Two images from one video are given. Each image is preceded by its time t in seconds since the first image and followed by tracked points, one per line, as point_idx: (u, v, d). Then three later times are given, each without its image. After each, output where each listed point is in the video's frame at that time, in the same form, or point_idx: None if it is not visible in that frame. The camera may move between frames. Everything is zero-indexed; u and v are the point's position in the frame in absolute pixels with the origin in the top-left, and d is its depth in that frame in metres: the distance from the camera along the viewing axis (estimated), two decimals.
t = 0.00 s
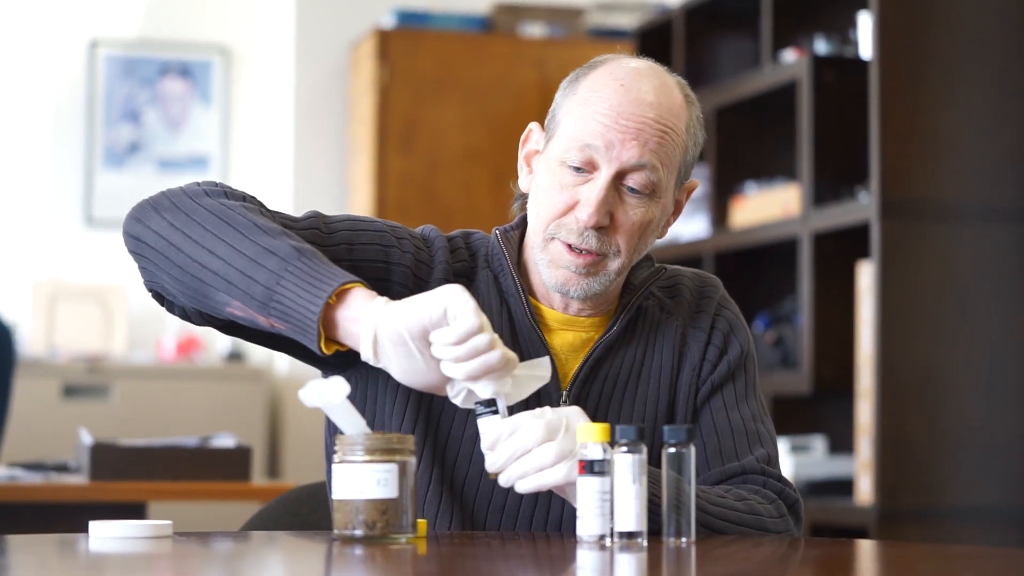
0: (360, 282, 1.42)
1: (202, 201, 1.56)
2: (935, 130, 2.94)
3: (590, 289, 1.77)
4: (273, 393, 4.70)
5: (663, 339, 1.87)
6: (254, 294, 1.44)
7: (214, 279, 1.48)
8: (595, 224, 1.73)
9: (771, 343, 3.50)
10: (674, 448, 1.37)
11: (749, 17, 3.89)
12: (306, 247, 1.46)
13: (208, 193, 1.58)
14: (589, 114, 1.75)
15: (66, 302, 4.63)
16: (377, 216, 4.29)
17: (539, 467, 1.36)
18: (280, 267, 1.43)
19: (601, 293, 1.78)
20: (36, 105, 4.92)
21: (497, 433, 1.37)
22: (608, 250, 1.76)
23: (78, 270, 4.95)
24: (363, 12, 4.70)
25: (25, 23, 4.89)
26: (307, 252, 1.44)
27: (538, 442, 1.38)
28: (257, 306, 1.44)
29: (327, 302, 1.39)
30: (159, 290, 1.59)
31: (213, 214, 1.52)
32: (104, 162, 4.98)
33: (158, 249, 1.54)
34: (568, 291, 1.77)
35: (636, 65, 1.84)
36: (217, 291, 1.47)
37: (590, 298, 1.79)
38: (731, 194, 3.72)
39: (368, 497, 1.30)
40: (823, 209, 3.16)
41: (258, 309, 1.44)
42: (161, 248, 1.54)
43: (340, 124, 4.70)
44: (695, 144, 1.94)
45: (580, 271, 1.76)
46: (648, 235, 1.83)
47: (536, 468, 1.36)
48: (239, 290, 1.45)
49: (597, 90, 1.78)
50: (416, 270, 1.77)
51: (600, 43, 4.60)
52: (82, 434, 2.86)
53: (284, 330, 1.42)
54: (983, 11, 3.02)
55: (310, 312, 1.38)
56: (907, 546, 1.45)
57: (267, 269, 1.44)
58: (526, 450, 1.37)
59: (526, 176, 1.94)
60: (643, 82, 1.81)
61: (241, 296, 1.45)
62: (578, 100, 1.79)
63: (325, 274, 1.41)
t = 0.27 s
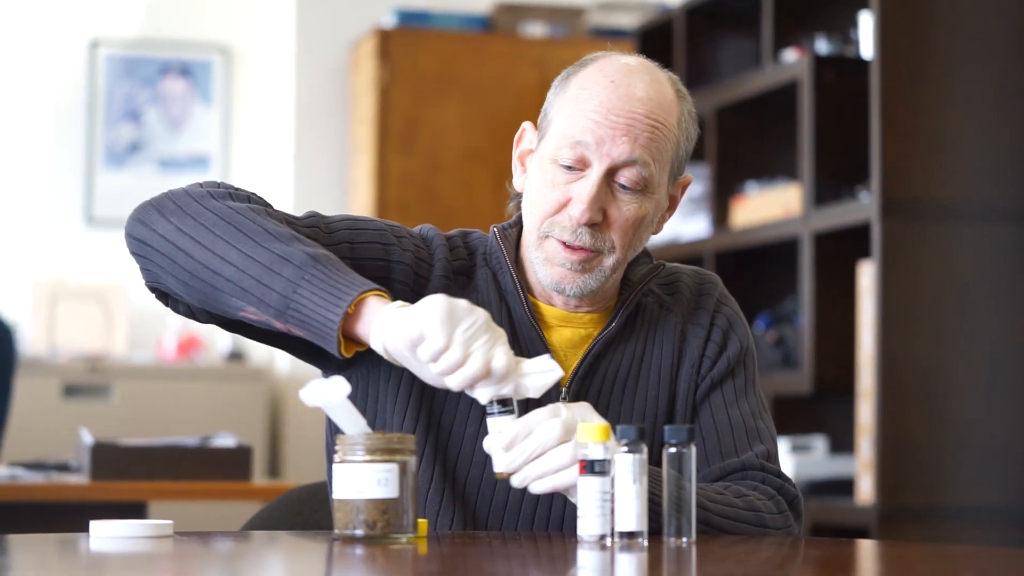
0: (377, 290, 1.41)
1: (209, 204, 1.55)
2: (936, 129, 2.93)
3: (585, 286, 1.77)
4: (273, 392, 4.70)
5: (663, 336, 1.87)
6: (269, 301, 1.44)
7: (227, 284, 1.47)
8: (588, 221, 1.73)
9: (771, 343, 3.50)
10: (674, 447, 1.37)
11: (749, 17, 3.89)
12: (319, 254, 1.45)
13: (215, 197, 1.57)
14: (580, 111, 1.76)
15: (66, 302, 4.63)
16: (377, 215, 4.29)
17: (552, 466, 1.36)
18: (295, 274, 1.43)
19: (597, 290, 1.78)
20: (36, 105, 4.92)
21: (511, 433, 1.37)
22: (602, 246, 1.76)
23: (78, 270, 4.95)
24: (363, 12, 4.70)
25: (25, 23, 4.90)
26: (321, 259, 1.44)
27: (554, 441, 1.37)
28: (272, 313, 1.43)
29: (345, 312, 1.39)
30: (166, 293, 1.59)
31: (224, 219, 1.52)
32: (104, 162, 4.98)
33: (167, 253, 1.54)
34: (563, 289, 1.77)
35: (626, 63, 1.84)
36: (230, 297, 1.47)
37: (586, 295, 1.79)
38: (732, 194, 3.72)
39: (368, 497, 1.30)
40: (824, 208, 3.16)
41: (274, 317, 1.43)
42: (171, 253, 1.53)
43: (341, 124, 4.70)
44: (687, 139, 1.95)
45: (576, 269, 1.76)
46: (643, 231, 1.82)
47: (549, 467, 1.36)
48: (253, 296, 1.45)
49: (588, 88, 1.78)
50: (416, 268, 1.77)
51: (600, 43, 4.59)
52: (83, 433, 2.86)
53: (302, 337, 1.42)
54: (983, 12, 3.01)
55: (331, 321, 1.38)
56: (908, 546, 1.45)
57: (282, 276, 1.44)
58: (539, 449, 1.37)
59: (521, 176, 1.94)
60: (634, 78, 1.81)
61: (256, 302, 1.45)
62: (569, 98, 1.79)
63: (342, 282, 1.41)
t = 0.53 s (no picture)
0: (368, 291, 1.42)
1: (205, 207, 1.56)
2: (936, 129, 2.93)
3: (580, 286, 1.78)
4: (273, 392, 4.69)
5: (660, 335, 1.87)
6: (262, 304, 1.43)
7: (221, 287, 1.47)
8: (579, 221, 1.73)
9: (772, 343, 3.50)
10: (675, 447, 1.37)
11: (750, 17, 3.89)
12: (313, 257, 1.45)
13: (211, 200, 1.58)
14: (569, 111, 1.75)
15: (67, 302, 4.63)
16: (378, 215, 4.30)
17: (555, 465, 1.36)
18: (288, 278, 1.43)
19: (592, 289, 1.79)
20: (37, 105, 4.92)
21: (507, 436, 1.34)
22: (596, 245, 1.76)
23: (79, 269, 4.95)
24: (363, 11, 4.70)
25: (25, 23, 4.90)
26: (314, 262, 1.44)
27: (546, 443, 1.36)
28: (265, 316, 1.43)
29: (337, 315, 1.39)
30: (161, 294, 1.59)
31: (220, 223, 1.52)
32: (105, 162, 4.98)
33: (161, 255, 1.54)
34: (557, 290, 1.78)
35: (617, 60, 1.83)
36: (224, 300, 1.47)
37: (581, 295, 1.80)
38: (732, 194, 3.72)
39: (369, 496, 1.30)
40: (824, 208, 3.16)
41: (267, 320, 1.43)
42: (164, 256, 1.53)
43: (341, 124, 4.69)
44: (679, 136, 1.94)
45: (570, 269, 1.76)
46: (637, 229, 1.82)
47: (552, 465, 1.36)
48: (246, 300, 1.45)
49: (577, 87, 1.78)
50: (414, 269, 1.77)
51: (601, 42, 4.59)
52: (83, 433, 2.86)
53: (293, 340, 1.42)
54: (984, 11, 3.01)
55: (321, 324, 1.38)
56: (907, 546, 1.45)
57: (274, 280, 1.43)
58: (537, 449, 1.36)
59: (514, 176, 1.94)
60: (624, 76, 1.80)
61: (248, 306, 1.45)
62: (559, 98, 1.79)
63: (335, 284, 1.41)
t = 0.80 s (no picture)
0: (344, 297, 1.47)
1: (172, 257, 1.57)
2: (936, 129, 2.94)
3: (577, 285, 1.78)
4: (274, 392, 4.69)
5: (659, 330, 1.87)
6: (247, 334, 1.48)
7: (205, 328, 1.50)
8: (576, 221, 1.74)
9: (772, 344, 3.51)
10: (675, 448, 1.38)
11: (750, 17, 3.89)
12: (283, 279, 1.51)
13: (175, 247, 1.59)
14: (564, 112, 1.76)
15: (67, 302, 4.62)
16: (378, 216, 4.30)
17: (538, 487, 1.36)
18: (267, 303, 1.48)
19: (590, 288, 1.80)
20: (37, 105, 4.92)
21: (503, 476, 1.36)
22: (592, 245, 1.77)
23: (80, 269, 4.96)
24: (364, 12, 4.69)
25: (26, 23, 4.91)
26: (287, 283, 1.50)
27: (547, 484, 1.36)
28: (254, 344, 1.48)
29: (320, 325, 1.44)
30: (149, 355, 1.60)
31: (190, 267, 1.55)
32: (105, 162, 4.98)
33: (142, 312, 1.55)
34: (555, 288, 1.79)
35: (611, 61, 1.85)
36: (212, 340, 1.51)
37: (579, 293, 1.81)
38: (733, 195, 3.72)
39: (370, 497, 1.30)
40: (824, 209, 3.16)
41: (254, 348, 1.48)
42: (143, 311, 1.55)
43: (342, 124, 4.69)
44: (674, 134, 1.95)
45: (568, 269, 1.77)
46: (633, 228, 1.83)
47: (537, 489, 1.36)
48: (234, 333, 1.49)
49: (571, 88, 1.79)
50: (404, 279, 1.78)
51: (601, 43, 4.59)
52: (84, 435, 2.86)
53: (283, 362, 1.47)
54: (984, 11, 3.01)
55: (307, 340, 1.43)
56: (908, 546, 1.45)
57: (256, 308, 1.48)
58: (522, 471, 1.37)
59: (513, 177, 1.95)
60: (618, 76, 1.82)
61: (237, 338, 1.49)
62: (554, 99, 1.80)
63: (310, 301, 1.47)
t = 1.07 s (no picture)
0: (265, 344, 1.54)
1: (119, 342, 1.66)
2: (936, 129, 2.94)
3: (572, 288, 1.79)
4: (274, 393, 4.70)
5: (651, 326, 1.88)
6: (190, 399, 1.57)
7: (157, 403, 1.60)
8: (569, 225, 1.73)
9: (772, 345, 3.51)
10: (676, 448, 1.38)
11: (751, 17, 3.88)
12: (211, 338, 1.58)
13: (118, 332, 1.68)
14: (556, 115, 1.75)
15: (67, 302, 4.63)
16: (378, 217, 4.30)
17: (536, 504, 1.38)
18: (200, 367, 1.56)
19: (584, 289, 1.80)
20: (37, 106, 4.92)
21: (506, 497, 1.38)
22: (586, 248, 1.77)
23: (80, 270, 4.96)
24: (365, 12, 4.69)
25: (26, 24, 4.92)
26: (212, 343, 1.57)
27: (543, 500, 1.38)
28: (199, 408, 1.57)
29: (246, 375, 1.52)
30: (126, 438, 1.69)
31: (132, 351, 1.64)
32: (105, 163, 4.99)
33: (103, 401, 1.64)
34: (550, 291, 1.79)
35: (603, 61, 1.83)
36: (167, 412, 1.60)
37: (574, 295, 1.81)
38: (732, 195, 3.72)
39: (370, 498, 1.30)
40: (824, 210, 3.17)
41: (200, 411, 1.57)
42: (104, 400, 1.63)
43: (342, 124, 4.70)
44: (669, 133, 1.93)
45: (561, 272, 1.77)
46: (628, 228, 1.82)
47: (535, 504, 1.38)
48: (182, 403, 1.58)
49: (563, 90, 1.77)
50: (368, 301, 1.80)
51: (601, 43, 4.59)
52: (83, 436, 2.86)
53: (228, 416, 1.55)
54: (984, 11, 3.01)
55: (236, 392, 1.52)
56: (907, 546, 1.45)
57: (191, 374, 1.57)
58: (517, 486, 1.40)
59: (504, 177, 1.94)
60: (610, 77, 1.80)
61: (185, 406, 1.58)
62: (546, 101, 1.79)
63: (233, 354, 1.54)
